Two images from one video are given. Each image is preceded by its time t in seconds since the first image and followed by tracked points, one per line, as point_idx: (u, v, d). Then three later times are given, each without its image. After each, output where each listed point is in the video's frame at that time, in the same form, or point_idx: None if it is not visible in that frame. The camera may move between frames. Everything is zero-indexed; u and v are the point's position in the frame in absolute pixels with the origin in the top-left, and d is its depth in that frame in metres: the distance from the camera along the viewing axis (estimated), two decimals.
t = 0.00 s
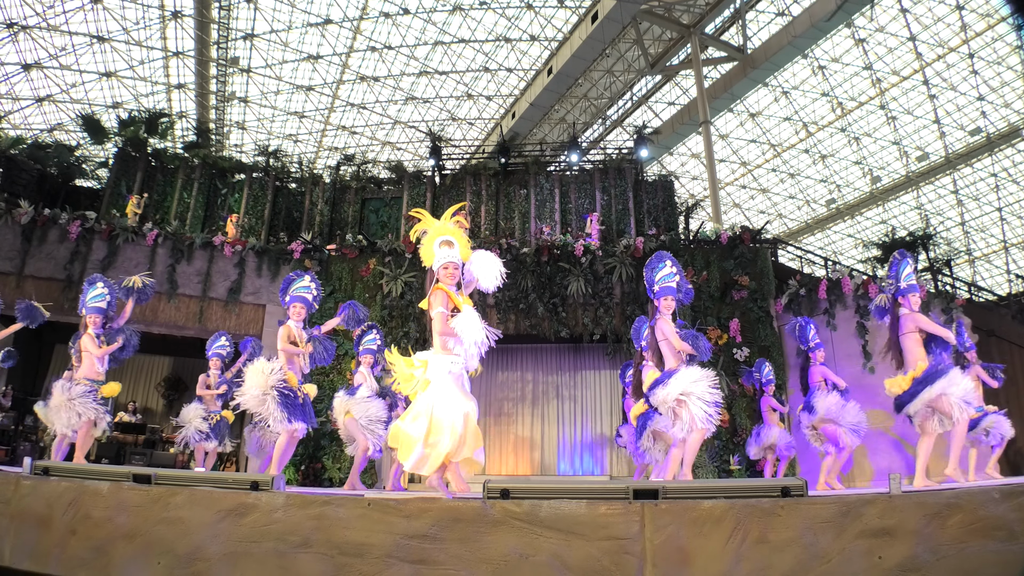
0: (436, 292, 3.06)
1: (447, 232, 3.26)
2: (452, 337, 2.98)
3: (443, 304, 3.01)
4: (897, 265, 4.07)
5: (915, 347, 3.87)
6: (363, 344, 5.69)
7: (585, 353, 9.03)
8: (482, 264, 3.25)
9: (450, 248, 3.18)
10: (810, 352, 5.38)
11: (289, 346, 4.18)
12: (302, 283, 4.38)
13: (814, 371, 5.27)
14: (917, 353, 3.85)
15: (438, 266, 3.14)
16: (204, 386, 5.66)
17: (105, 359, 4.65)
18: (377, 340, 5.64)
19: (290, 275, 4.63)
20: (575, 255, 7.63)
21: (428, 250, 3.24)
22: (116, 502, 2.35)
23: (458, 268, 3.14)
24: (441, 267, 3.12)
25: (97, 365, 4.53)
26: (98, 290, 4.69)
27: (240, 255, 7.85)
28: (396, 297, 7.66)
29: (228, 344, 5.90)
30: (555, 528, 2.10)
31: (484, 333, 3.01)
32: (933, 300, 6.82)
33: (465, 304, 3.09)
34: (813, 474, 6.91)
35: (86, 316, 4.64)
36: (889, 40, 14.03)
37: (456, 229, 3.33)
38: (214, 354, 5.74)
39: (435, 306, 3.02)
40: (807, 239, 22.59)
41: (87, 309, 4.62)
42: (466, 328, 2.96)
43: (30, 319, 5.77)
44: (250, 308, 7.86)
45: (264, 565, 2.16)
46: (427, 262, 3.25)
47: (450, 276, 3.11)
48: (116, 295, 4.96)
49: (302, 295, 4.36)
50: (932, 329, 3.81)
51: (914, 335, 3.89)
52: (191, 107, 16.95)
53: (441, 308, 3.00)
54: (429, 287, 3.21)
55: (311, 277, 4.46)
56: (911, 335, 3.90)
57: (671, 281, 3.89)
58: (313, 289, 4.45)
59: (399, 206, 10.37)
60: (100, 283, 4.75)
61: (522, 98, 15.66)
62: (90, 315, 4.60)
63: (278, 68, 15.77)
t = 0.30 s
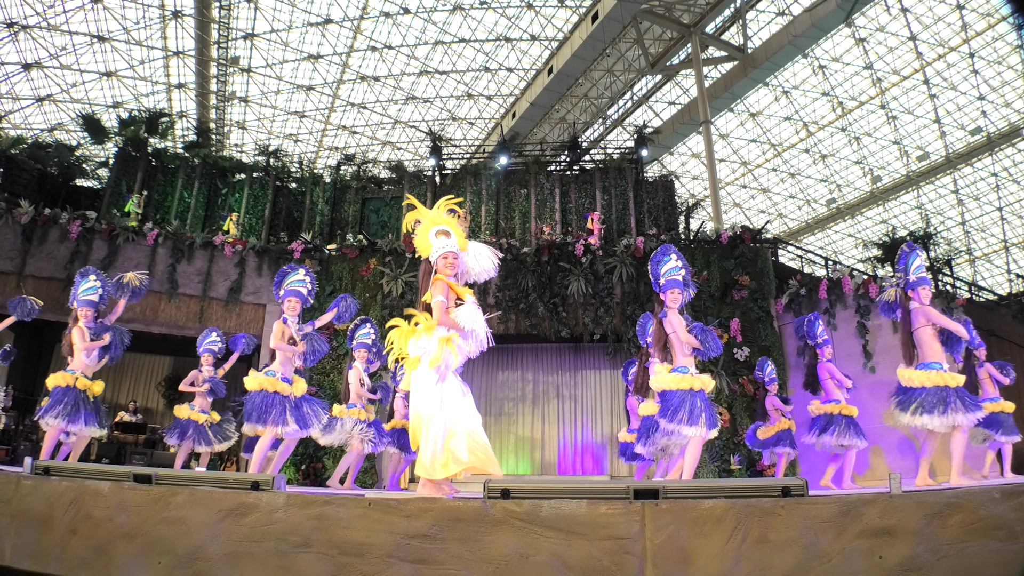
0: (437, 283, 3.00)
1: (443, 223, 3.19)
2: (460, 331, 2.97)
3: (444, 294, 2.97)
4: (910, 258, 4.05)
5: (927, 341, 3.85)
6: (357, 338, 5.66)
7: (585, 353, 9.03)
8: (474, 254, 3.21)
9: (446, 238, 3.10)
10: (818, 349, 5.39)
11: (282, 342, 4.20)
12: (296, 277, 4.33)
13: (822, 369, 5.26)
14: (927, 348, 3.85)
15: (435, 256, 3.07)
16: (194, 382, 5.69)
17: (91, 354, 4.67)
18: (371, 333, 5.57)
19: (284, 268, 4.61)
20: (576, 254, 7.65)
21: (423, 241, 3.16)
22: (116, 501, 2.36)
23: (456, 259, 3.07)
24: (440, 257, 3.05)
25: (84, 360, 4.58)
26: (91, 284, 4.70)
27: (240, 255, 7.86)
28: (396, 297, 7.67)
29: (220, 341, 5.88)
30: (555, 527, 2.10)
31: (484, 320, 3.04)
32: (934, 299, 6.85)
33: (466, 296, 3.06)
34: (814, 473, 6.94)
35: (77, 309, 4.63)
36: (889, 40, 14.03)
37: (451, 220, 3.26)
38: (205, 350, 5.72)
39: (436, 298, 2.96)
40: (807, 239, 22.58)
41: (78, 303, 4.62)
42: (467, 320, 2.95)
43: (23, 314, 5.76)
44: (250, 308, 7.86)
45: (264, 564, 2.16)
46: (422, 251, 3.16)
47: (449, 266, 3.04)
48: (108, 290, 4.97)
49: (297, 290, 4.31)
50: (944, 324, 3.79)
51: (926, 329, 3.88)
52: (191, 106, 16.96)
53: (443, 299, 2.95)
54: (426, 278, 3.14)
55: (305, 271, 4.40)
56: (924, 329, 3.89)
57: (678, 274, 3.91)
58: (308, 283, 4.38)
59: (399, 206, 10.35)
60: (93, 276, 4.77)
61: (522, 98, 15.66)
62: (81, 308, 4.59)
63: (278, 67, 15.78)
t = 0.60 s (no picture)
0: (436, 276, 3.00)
1: (442, 216, 3.19)
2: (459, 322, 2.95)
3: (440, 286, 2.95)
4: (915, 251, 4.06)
5: (936, 336, 3.90)
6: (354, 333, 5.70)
7: (586, 352, 9.04)
8: (473, 247, 3.22)
9: (445, 231, 3.10)
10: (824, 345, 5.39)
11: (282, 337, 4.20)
12: (295, 273, 4.35)
13: (828, 365, 5.26)
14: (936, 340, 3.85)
15: (434, 249, 3.07)
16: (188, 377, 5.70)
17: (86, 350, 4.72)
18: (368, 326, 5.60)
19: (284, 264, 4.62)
20: (576, 254, 7.65)
21: (422, 237, 3.15)
22: (117, 500, 2.36)
23: (454, 253, 3.07)
24: (439, 249, 3.06)
25: (77, 355, 4.60)
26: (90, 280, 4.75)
27: (241, 254, 7.87)
28: (397, 297, 7.67)
29: (214, 336, 5.87)
30: (556, 526, 2.10)
31: (486, 311, 3.01)
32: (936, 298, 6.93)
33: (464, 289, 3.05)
34: (814, 473, 6.95)
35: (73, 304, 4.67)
36: (891, 39, 14.00)
37: (450, 213, 3.26)
38: (199, 345, 5.71)
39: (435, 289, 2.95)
40: (808, 238, 22.55)
41: (74, 298, 4.66)
42: (470, 310, 2.93)
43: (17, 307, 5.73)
44: (251, 307, 7.87)
45: (265, 564, 2.17)
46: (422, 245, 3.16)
47: (449, 258, 3.05)
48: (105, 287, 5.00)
49: (296, 286, 4.33)
50: (952, 317, 3.84)
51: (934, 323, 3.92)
52: (192, 106, 16.98)
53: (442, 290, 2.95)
54: (426, 270, 3.13)
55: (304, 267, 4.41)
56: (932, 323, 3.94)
57: (680, 266, 3.91)
58: (307, 279, 4.40)
59: (400, 205, 10.34)
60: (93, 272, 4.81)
61: (523, 97, 15.65)
62: (78, 303, 4.63)
63: (279, 67, 15.78)
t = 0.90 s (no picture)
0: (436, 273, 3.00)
1: (434, 217, 3.20)
2: (459, 322, 2.95)
3: (440, 284, 2.95)
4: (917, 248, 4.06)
5: (941, 337, 3.89)
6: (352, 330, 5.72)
7: (586, 352, 9.03)
8: (472, 243, 3.23)
9: (442, 229, 3.12)
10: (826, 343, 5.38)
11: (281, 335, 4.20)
12: (295, 270, 4.33)
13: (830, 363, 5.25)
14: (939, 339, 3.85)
15: (433, 246, 3.07)
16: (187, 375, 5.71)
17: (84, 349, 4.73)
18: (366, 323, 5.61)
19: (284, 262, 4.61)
20: (577, 254, 7.65)
21: (421, 236, 3.15)
22: (117, 500, 2.36)
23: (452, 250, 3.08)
24: (438, 245, 3.06)
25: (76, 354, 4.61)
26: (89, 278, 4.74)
27: (242, 254, 7.88)
28: (397, 296, 7.66)
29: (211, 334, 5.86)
30: (556, 526, 2.10)
31: (485, 309, 3.01)
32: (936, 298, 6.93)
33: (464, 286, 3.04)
34: (814, 473, 6.95)
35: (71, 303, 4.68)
36: (892, 39, 13.99)
37: (442, 215, 3.27)
38: (195, 343, 5.69)
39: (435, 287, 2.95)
40: (808, 238, 22.53)
41: (72, 297, 4.67)
42: (470, 308, 2.93)
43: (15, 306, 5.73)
44: (252, 306, 7.88)
45: (265, 563, 2.17)
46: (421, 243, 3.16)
47: (449, 253, 3.05)
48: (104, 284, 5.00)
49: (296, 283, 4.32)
50: (957, 317, 3.83)
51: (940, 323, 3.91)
52: (193, 105, 16.99)
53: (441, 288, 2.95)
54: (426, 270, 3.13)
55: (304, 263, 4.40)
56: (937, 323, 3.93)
57: (681, 264, 3.91)
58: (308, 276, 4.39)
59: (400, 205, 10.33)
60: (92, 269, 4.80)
61: (524, 97, 15.65)
62: (76, 301, 4.63)
63: (280, 66, 15.78)
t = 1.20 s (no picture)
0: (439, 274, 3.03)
1: (435, 217, 3.20)
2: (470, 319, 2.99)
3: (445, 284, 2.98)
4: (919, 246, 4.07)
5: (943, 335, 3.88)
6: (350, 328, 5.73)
7: (585, 351, 9.04)
8: (474, 242, 3.23)
9: (443, 229, 3.12)
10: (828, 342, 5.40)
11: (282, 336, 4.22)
12: (296, 270, 4.34)
13: (832, 362, 5.28)
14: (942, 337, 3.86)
15: (436, 246, 3.08)
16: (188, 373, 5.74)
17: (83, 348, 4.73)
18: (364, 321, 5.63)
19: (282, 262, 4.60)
20: (576, 252, 7.66)
21: (422, 237, 3.16)
22: (117, 498, 2.37)
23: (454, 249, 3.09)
24: (441, 245, 3.08)
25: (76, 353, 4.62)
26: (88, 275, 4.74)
27: (241, 253, 7.88)
28: (396, 295, 7.67)
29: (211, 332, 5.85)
30: (557, 526, 2.11)
31: (491, 301, 3.07)
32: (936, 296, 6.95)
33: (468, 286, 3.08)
34: (814, 471, 6.97)
35: (71, 301, 4.67)
36: (891, 37, 13.98)
37: (442, 215, 3.26)
38: (195, 341, 5.69)
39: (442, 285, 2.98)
40: (807, 236, 22.54)
41: (72, 295, 4.65)
42: (479, 303, 2.99)
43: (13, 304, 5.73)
44: (251, 305, 7.88)
45: (266, 563, 2.17)
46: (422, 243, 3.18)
47: (451, 253, 3.06)
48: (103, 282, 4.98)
49: (297, 282, 4.32)
50: (961, 315, 3.82)
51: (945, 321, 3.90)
52: (193, 103, 16.98)
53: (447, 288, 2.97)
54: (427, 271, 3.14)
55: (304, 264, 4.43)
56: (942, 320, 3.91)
57: (681, 263, 3.93)
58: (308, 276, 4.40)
59: (400, 203, 10.32)
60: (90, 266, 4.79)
61: (523, 95, 15.67)
62: (75, 301, 4.62)
63: (279, 65, 15.77)
